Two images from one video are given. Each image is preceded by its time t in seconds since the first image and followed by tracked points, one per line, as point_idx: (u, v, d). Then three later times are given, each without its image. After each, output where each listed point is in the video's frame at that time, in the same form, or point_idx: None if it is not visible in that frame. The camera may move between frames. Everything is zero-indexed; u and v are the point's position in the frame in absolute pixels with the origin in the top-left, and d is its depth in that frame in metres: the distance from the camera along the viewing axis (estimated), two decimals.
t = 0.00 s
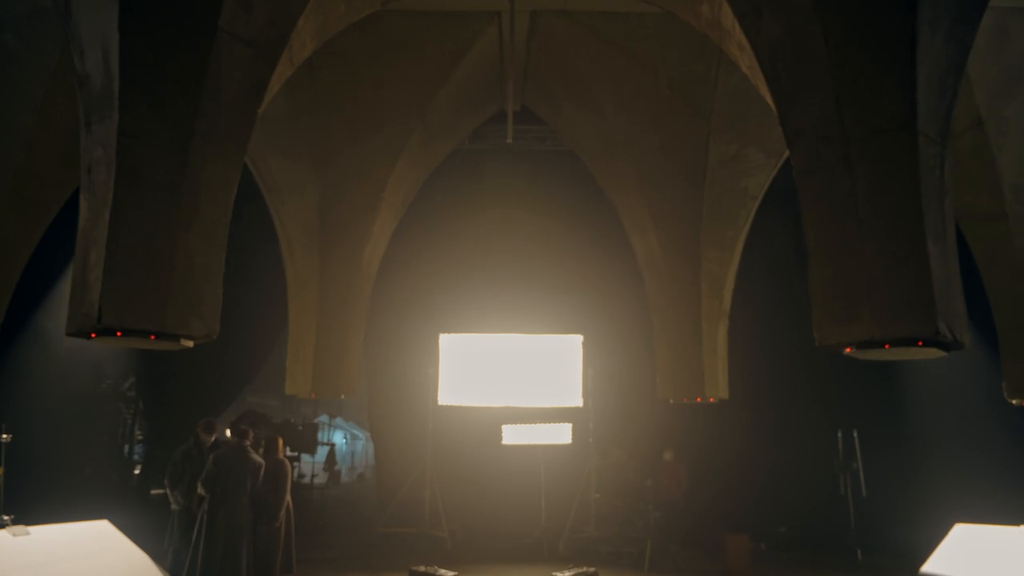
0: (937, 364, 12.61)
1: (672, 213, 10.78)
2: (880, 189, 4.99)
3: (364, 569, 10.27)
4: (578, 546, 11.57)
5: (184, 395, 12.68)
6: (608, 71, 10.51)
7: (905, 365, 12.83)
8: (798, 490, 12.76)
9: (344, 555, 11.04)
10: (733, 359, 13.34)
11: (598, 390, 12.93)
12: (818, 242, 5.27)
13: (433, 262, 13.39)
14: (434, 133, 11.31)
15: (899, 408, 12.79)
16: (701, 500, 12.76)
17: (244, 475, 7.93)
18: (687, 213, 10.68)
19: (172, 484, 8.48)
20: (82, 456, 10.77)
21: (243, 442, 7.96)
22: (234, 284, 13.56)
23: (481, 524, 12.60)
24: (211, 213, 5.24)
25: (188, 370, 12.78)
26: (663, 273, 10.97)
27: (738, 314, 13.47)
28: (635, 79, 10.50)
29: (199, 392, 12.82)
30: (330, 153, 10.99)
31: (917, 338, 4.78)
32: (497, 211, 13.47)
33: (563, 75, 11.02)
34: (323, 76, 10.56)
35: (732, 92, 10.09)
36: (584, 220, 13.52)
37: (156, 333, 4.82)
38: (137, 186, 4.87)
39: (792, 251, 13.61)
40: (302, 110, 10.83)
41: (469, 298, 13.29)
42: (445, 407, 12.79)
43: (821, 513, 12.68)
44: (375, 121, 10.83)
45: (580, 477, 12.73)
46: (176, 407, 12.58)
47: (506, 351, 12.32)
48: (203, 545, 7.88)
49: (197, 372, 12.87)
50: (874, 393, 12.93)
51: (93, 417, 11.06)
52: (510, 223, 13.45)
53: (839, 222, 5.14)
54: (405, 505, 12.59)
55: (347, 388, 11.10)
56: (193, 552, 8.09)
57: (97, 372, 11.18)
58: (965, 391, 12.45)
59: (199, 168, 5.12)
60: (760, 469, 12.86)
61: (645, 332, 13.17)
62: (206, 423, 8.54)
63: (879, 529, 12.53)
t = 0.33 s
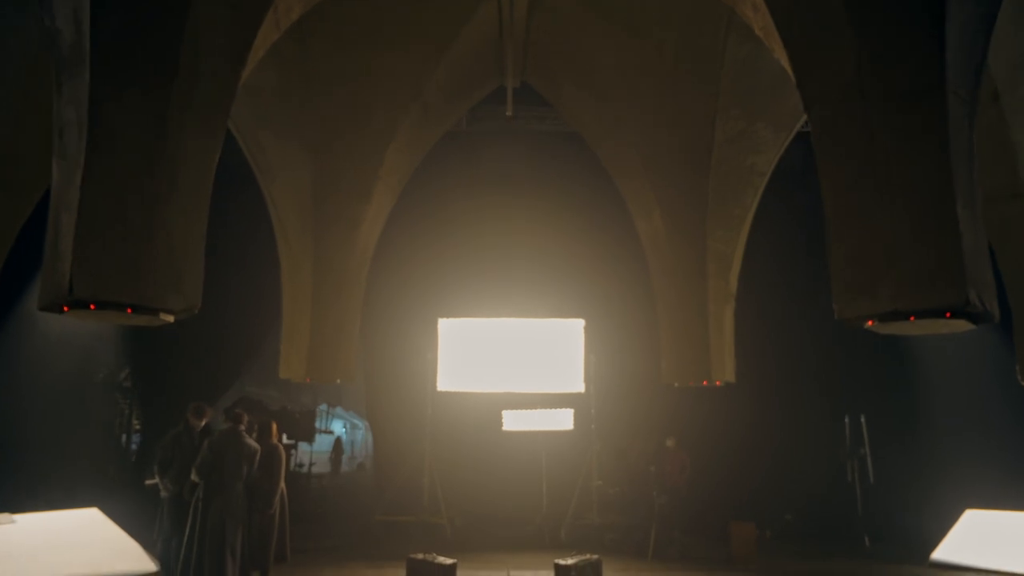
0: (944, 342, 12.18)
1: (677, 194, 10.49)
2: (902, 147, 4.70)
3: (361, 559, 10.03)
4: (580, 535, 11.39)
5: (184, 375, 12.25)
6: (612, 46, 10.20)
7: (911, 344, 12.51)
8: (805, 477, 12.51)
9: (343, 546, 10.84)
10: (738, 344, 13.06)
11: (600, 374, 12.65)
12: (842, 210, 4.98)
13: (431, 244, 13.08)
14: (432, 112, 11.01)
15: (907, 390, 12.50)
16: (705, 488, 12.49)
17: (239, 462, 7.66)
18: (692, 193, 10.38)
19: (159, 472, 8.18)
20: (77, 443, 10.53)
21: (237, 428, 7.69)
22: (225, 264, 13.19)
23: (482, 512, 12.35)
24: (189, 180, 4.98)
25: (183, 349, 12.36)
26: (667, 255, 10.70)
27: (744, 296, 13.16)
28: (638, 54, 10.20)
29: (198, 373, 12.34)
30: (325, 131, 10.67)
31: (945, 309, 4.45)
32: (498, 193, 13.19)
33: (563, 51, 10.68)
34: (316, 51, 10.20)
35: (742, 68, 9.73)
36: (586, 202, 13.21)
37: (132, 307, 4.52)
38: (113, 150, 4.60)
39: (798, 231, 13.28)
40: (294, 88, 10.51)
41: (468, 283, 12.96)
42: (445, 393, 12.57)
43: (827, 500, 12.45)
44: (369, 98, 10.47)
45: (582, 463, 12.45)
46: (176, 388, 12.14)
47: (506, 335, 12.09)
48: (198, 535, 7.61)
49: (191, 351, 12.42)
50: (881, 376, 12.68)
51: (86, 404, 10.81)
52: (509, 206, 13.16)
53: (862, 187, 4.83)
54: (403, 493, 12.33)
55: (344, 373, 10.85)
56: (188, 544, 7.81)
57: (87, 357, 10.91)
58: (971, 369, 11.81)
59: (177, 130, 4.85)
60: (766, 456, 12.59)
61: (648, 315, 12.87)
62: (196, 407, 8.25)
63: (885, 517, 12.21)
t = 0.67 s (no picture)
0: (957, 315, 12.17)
1: (682, 157, 10.05)
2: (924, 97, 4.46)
3: (358, 533, 9.81)
4: (581, 506, 11.36)
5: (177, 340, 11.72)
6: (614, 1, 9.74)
7: (921, 317, 12.41)
8: (811, 448, 12.30)
9: (342, 520, 10.68)
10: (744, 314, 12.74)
11: (601, 343, 12.38)
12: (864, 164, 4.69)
13: (427, 210, 12.72)
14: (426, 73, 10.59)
15: (914, 363, 12.37)
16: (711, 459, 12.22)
17: (231, 433, 7.43)
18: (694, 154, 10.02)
19: (149, 442, 7.89)
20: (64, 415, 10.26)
21: (228, 398, 7.46)
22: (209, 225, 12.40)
23: (481, 485, 12.18)
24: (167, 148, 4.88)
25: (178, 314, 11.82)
26: (670, 220, 10.34)
27: (748, 262, 12.82)
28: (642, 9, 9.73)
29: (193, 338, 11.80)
30: (313, 92, 10.20)
31: (976, 262, 4.20)
32: (495, 160, 12.80)
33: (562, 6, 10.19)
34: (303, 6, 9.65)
35: (752, 21, 9.20)
36: (585, 168, 12.83)
37: (102, 265, 4.29)
38: (86, 109, 4.42)
39: (804, 194, 12.92)
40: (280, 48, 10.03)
41: (463, 253, 12.62)
42: (442, 365, 12.30)
43: (835, 471, 12.24)
44: (359, 57, 10.01)
45: (582, 435, 12.20)
46: (169, 354, 11.63)
47: (507, 305, 11.79)
48: (190, 508, 7.36)
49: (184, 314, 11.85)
50: (888, 346, 12.46)
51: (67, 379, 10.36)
52: (507, 173, 12.79)
53: (880, 139, 4.60)
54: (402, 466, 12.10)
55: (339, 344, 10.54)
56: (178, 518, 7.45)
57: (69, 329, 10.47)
58: (981, 330, 12.11)
59: (142, 88, 4.61)
60: (768, 427, 12.33)
61: (650, 281, 12.55)
62: (187, 376, 7.96)
63: (892, 487, 12.12)
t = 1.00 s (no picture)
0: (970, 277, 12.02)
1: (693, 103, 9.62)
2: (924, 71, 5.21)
3: (357, 489, 9.69)
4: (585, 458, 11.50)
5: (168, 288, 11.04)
6: None
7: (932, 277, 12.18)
8: (818, 406, 12.11)
9: (342, 479, 10.55)
10: (752, 268, 12.44)
11: (603, 297, 12.12)
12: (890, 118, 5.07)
13: (426, 162, 12.33)
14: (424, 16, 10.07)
15: (923, 322, 12.13)
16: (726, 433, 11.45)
17: (223, 386, 7.28)
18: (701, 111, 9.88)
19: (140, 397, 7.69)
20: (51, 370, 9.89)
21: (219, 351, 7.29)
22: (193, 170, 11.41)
23: (481, 442, 12.04)
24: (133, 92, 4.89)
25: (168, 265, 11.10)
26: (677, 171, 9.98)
27: (756, 215, 12.48)
28: None
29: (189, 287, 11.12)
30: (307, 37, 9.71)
31: (1015, 197, 4.42)
32: (497, 109, 12.37)
33: None
34: None
35: None
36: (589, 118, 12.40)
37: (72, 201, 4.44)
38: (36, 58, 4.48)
39: (814, 146, 12.53)
40: None
41: (461, 206, 12.28)
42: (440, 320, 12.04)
43: (841, 428, 12.05)
44: None
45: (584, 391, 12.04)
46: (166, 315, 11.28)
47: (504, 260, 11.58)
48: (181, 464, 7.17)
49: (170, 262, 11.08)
50: (897, 304, 12.19)
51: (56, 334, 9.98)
52: (509, 123, 12.36)
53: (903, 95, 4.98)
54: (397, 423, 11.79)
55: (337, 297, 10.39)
56: (167, 475, 7.19)
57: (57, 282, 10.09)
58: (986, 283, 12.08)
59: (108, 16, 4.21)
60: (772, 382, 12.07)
61: (654, 237, 12.27)
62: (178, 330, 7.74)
63: (896, 445, 11.98)
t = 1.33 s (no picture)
0: (991, 220, 11.23)
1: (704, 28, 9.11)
2: (957, 62, 5.08)
3: (357, 430, 9.58)
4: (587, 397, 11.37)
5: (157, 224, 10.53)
6: None
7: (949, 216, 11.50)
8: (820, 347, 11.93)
9: (341, 421, 10.42)
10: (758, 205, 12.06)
11: (602, 238, 11.77)
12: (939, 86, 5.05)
13: (416, 100, 11.82)
14: None
15: (935, 262, 11.59)
16: (713, 369, 11.61)
17: (210, 324, 7.16)
18: (709, 57, 11.46)
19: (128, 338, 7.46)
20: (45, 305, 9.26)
21: (206, 289, 7.16)
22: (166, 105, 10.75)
23: (477, 384, 11.95)
24: None
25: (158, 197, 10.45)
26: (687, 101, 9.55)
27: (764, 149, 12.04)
28: None
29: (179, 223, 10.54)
30: None
31: None
32: (493, 38, 11.80)
33: None
34: None
35: None
36: (592, 46, 11.85)
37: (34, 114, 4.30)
38: None
39: (822, 80, 12.03)
40: None
41: (458, 143, 11.88)
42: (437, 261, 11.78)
43: (843, 368, 11.90)
44: None
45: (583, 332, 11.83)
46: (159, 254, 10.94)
47: (504, 201, 11.54)
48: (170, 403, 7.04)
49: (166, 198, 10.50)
50: (910, 239, 11.73)
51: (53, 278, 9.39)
52: (507, 53, 11.83)
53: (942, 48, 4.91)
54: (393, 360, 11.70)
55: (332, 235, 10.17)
56: (154, 415, 7.06)
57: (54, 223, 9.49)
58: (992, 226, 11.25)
59: None
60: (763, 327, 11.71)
61: (655, 174, 11.92)
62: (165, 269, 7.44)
63: (899, 382, 11.71)
